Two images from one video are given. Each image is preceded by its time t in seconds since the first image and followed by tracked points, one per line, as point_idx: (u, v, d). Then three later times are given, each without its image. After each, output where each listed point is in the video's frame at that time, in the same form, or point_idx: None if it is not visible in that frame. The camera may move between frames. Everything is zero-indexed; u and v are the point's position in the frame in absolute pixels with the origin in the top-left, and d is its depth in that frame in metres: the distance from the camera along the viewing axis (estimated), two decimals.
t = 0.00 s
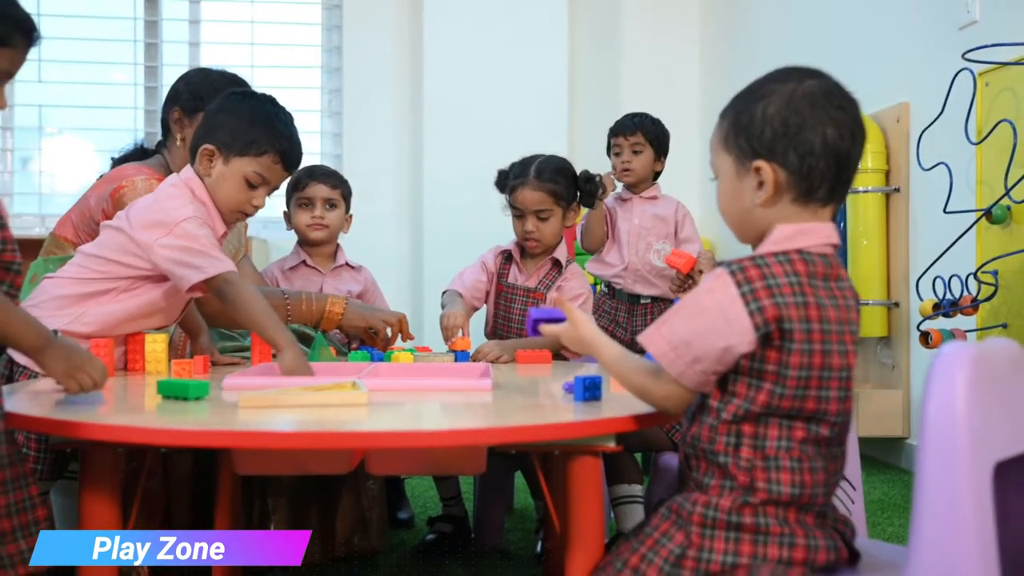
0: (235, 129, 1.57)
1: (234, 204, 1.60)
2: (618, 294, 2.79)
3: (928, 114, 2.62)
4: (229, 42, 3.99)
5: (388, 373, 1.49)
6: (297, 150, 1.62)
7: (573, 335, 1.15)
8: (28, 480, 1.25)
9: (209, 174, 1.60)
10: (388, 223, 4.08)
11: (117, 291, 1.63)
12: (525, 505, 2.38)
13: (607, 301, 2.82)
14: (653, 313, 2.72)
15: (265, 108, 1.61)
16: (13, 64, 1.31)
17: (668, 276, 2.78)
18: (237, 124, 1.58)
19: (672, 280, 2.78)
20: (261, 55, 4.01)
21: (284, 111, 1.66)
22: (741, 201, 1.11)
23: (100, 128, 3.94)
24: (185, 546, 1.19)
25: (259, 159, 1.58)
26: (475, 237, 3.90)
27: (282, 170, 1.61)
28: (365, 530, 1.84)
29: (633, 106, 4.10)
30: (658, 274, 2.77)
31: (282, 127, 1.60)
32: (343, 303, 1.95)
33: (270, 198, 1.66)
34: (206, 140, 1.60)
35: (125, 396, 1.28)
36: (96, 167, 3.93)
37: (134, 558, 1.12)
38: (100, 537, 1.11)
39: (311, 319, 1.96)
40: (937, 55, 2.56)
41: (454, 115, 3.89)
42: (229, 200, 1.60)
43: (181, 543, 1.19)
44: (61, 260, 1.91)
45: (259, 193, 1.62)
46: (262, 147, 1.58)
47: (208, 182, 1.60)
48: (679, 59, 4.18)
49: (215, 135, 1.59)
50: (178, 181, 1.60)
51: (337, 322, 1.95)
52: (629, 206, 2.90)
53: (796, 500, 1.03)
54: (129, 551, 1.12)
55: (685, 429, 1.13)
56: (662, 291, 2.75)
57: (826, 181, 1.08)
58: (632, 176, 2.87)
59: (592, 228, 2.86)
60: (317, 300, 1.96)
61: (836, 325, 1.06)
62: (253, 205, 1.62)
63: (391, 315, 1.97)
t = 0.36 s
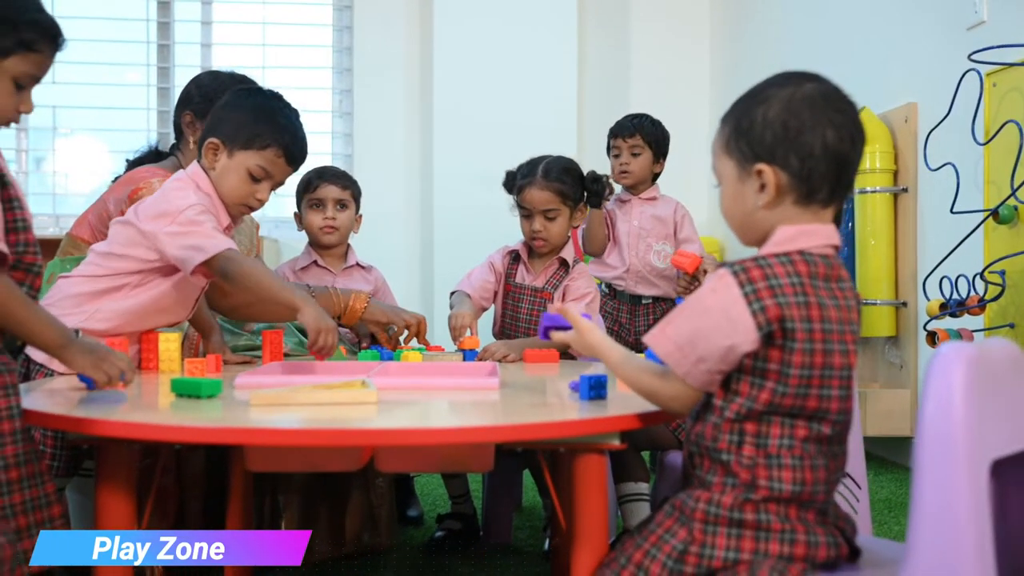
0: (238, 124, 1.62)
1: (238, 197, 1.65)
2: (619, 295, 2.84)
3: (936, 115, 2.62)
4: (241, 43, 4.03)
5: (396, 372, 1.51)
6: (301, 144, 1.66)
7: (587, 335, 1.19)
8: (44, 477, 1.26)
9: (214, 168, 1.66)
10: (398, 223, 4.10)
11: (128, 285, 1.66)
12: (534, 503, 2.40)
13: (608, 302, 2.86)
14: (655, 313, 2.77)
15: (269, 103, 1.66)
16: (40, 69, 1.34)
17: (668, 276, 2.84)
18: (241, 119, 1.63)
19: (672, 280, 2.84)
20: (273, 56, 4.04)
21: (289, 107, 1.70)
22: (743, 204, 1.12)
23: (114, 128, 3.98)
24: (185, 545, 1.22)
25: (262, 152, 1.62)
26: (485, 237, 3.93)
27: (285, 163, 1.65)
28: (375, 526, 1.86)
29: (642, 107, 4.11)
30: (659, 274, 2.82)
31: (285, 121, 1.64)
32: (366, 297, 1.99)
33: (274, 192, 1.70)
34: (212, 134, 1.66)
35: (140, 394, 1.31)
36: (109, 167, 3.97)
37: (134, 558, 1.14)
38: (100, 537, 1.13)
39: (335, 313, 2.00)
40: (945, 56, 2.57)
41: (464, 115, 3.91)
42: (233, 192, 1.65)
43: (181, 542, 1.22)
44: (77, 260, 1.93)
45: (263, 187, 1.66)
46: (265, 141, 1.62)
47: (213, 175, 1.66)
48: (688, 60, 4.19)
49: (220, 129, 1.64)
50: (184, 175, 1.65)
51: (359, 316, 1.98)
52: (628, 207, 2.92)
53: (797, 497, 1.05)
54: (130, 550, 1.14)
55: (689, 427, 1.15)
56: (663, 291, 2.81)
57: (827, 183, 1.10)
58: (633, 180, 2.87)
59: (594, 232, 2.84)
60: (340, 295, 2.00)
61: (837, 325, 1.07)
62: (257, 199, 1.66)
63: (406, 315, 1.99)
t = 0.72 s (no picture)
0: (245, 122, 1.73)
1: (241, 191, 1.75)
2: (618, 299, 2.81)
3: (945, 116, 2.63)
4: (254, 45, 4.06)
5: (407, 372, 1.53)
6: (304, 143, 1.76)
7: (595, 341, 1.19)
8: (60, 478, 1.28)
9: (219, 163, 1.76)
10: (410, 224, 4.13)
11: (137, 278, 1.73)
12: (544, 502, 2.42)
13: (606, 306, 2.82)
14: (655, 315, 2.82)
15: (275, 104, 1.76)
16: (73, 78, 1.36)
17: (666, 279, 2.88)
18: (247, 117, 1.73)
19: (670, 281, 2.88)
20: (286, 58, 4.07)
21: (294, 108, 1.80)
22: (747, 208, 1.14)
23: (129, 130, 4.02)
24: (186, 546, 1.23)
25: (266, 149, 1.72)
26: (496, 238, 3.95)
27: (288, 161, 1.76)
28: (383, 526, 1.89)
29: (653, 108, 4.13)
30: (658, 276, 2.85)
31: (289, 120, 1.74)
32: (382, 296, 1.98)
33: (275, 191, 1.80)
34: (219, 131, 1.76)
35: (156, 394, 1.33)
36: (124, 169, 4.01)
37: (134, 557, 1.15)
38: (101, 539, 1.16)
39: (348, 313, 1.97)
40: (956, 57, 2.57)
41: (475, 117, 3.93)
42: (236, 186, 1.74)
43: (182, 545, 1.23)
44: (94, 261, 1.98)
45: (266, 183, 1.76)
46: (269, 138, 1.72)
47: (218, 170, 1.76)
48: (700, 61, 4.20)
49: (227, 127, 1.75)
50: (191, 170, 1.74)
51: (375, 313, 1.97)
52: (624, 210, 2.92)
53: (800, 497, 1.06)
54: (130, 551, 1.16)
55: (695, 428, 1.17)
56: (662, 293, 2.85)
57: (829, 186, 1.11)
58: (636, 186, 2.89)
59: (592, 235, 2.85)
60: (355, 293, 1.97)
61: (840, 327, 1.09)
62: (259, 194, 1.76)
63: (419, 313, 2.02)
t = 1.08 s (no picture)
0: (251, 120, 1.77)
1: (247, 188, 1.79)
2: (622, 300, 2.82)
3: (957, 117, 2.63)
4: (268, 48, 4.09)
5: (419, 374, 1.55)
6: (310, 141, 1.80)
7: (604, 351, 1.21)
8: (81, 479, 1.30)
9: (227, 160, 1.80)
10: (423, 225, 4.15)
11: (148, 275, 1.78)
12: (555, 503, 2.44)
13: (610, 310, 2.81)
14: (652, 316, 2.88)
15: (283, 103, 1.80)
16: (110, 88, 1.39)
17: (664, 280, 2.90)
18: (255, 115, 1.77)
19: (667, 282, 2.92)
20: (300, 60, 4.11)
21: (302, 108, 1.84)
22: (751, 213, 1.15)
23: (144, 133, 4.06)
24: (183, 546, 1.20)
25: (272, 147, 1.76)
26: (509, 239, 3.96)
27: (295, 160, 1.80)
28: (396, 526, 1.91)
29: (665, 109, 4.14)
30: (657, 277, 2.88)
31: (296, 119, 1.78)
32: (395, 297, 2.00)
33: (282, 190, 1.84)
34: (227, 129, 1.81)
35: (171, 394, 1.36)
36: (140, 171, 4.06)
37: (134, 557, 1.17)
38: (100, 539, 1.18)
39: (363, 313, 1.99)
40: (968, 58, 2.57)
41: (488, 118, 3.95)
42: (243, 183, 1.79)
43: (179, 543, 1.20)
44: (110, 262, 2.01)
45: (272, 181, 1.80)
46: (275, 136, 1.76)
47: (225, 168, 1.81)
48: (712, 63, 4.21)
49: (235, 125, 1.79)
50: (200, 169, 1.80)
51: (388, 315, 2.00)
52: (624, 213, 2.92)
53: (804, 497, 1.08)
54: (130, 551, 1.17)
55: (701, 430, 1.18)
56: (660, 294, 2.90)
57: (832, 190, 1.12)
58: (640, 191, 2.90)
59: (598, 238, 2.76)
60: (370, 294, 1.99)
61: (844, 329, 1.10)
62: (264, 192, 1.80)
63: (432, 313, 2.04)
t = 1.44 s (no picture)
0: (258, 119, 1.79)
1: (254, 187, 1.81)
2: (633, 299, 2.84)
3: (970, 118, 2.63)
4: (283, 50, 4.12)
5: (431, 375, 1.57)
6: (317, 139, 1.82)
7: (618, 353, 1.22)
8: (104, 476, 1.31)
9: (235, 159, 1.83)
10: (436, 226, 4.17)
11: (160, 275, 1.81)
12: (567, 503, 2.45)
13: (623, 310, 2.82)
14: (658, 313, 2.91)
15: (287, 101, 1.82)
16: (146, 97, 1.42)
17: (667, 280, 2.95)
18: (262, 115, 1.80)
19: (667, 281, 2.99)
20: (314, 63, 4.14)
21: (308, 106, 1.86)
22: (756, 217, 1.16)
23: (160, 135, 4.10)
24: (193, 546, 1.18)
25: (278, 145, 1.79)
26: (522, 240, 3.97)
27: (301, 158, 1.82)
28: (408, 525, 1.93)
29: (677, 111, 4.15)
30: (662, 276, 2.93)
31: (301, 117, 1.81)
32: (407, 301, 2.02)
33: (289, 188, 1.86)
34: (234, 128, 1.83)
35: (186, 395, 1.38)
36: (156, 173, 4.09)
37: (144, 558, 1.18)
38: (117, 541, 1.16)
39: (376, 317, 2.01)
40: (981, 59, 2.57)
41: (501, 120, 3.96)
42: (250, 181, 1.81)
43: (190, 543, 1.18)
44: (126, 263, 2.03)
45: (278, 179, 1.82)
46: (281, 135, 1.79)
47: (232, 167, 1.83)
48: (725, 64, 4.21)
49: (242, 124, 1.82)
50: (209, 169, 1.83)
51: (401, 319, 2.01)
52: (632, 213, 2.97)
53: (810, 498, 1.09)
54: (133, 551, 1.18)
55: (708, 432, 1.19)
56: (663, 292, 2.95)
57: (836, 194, 1.13)
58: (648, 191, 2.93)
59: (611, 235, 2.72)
60: (384, 297, 2.01)
61: (849, 332, 1.11)
62: (271, 189, 1.82)
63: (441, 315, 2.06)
